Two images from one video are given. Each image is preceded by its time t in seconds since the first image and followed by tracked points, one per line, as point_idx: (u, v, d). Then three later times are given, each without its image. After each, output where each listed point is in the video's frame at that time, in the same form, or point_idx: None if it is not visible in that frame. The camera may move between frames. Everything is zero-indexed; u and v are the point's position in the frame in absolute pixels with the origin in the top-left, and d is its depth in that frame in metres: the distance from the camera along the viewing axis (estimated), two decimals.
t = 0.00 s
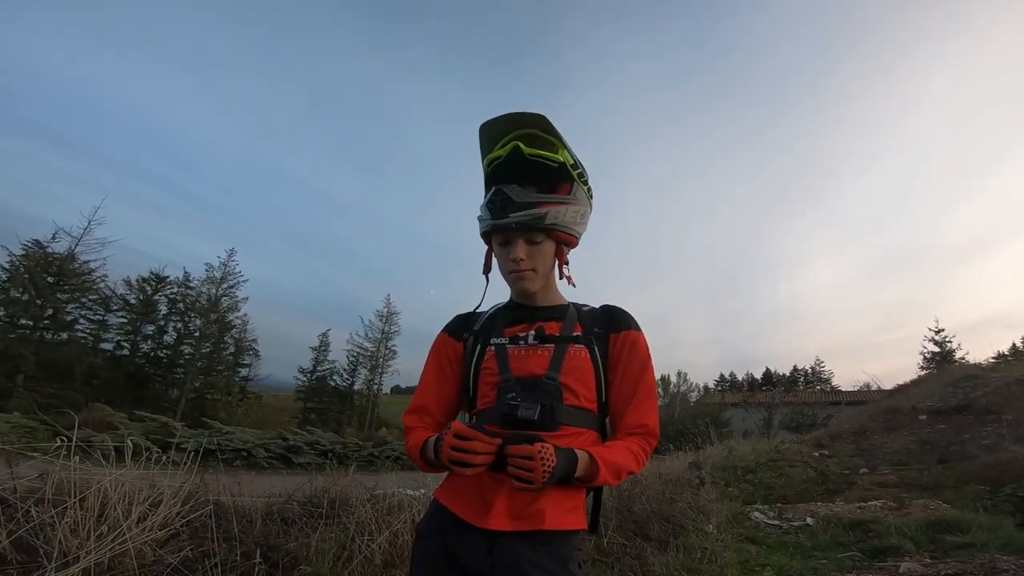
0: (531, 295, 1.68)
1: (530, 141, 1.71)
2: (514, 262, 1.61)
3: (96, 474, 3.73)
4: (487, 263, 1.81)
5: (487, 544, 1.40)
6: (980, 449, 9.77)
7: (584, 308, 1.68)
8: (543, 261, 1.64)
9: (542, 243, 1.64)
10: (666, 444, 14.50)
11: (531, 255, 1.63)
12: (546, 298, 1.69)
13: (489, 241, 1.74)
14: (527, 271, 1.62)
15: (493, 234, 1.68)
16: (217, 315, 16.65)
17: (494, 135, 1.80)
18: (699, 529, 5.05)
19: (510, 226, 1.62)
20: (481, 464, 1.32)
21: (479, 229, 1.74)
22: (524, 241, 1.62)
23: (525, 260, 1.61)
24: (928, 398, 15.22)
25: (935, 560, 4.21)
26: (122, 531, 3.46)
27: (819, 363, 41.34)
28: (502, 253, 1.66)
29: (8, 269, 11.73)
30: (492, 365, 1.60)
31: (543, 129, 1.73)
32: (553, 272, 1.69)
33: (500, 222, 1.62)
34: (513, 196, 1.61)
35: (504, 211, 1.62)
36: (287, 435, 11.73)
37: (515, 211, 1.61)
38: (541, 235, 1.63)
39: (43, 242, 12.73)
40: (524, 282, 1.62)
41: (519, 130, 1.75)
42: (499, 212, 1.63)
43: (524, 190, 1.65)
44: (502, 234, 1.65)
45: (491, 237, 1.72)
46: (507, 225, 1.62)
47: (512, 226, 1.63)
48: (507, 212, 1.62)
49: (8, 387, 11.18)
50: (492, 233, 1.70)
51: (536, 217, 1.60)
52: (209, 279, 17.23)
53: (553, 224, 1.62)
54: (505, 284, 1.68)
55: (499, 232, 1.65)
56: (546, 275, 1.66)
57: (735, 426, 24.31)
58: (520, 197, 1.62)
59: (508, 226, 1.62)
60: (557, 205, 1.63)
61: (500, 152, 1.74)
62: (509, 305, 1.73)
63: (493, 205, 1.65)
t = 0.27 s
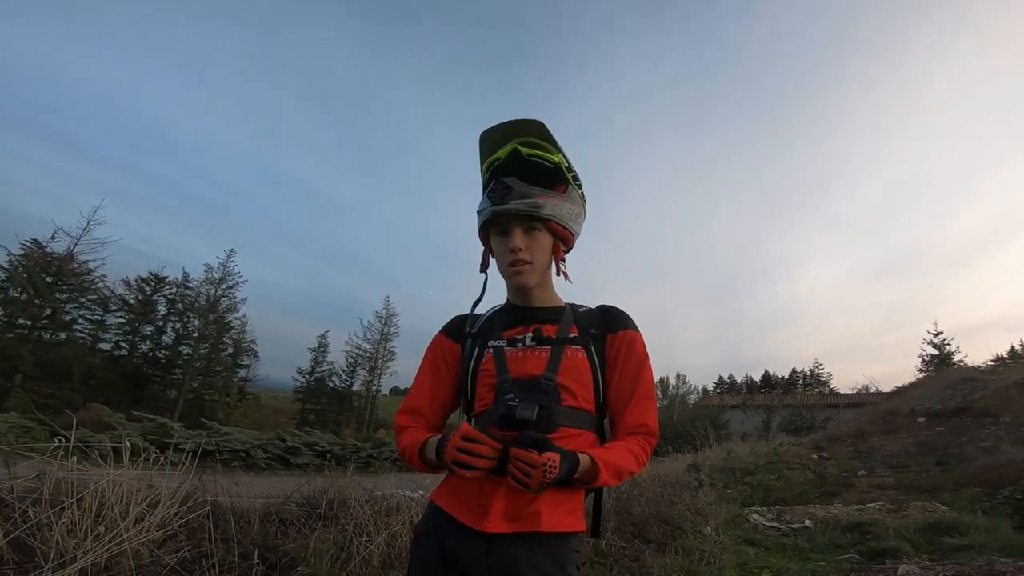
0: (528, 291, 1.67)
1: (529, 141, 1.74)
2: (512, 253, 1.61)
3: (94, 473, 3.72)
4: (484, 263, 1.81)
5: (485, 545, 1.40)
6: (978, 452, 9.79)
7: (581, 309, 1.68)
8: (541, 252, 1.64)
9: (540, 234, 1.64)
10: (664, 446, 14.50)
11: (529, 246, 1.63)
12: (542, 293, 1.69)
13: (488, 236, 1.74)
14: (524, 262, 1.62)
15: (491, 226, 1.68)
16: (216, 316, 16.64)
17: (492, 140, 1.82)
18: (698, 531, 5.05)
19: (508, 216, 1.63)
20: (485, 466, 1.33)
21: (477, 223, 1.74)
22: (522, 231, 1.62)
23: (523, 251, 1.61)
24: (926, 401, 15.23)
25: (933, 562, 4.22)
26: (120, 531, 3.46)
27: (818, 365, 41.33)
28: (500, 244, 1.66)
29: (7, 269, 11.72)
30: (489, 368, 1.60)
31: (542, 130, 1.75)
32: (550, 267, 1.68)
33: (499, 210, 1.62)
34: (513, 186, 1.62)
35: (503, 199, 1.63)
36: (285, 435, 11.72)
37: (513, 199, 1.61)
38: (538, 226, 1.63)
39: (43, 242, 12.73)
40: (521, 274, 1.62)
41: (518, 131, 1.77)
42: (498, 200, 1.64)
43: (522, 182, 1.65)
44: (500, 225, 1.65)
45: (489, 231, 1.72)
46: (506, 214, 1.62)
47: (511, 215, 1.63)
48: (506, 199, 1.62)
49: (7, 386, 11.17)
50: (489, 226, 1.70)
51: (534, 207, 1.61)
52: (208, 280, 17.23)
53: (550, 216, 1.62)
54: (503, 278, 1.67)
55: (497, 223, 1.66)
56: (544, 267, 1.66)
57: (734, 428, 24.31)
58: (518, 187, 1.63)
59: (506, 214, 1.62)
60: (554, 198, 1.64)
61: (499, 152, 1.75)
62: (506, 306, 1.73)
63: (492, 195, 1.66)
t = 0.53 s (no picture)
0: (528, 289, 1.67)
1: (530, 144, 1.76)
2: (513, 247, 1.62)
3: (92, 474, 3.72)
4: (484, 263, 1.81)
5: (482, 546, 1.40)
6: (976, 454, 9.80)
7: (580, 311, 1.69)
8: (542, 248, 1.64)
9: (542, 230, 1.64)
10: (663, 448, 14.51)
11: (531, 242, 1.63)
12: (542, 290, 1.69)
13: (488, 234, 1.75)
14: (526, 256, 1.62)
15: (493, 222, 1.69)
16: (215, 316, 16.61)
17: (493, 144, 1.84)
18: (696, 533, 5.05)
19: (510, 210, 1.63)
20: (466, 460, 1.32)
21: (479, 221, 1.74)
22: (524, 226, 1.63)
23: (525, 245, 1.62)
24: (924, 403, 15.25)
25: (931, 564, 4.22)
26: (118, 531, 3.45)
27: (816, 367, 41.36)
28: (501, 240, 1.66)
29: (5, 269, 11.70)
30: (488, 369, 1.60)
31: (543, 134, 1.77)
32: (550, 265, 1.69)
33: (501, 203, 1.63)
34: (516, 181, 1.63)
35: (506, 192, 1.64)
36: (284, 436, 11.71)
37: (516, 193, 1.63)
38: (540, 221, 1.64)
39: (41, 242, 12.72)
40: (523, 271, 1.62)
41: (520, 135, 1.80)
42: (502, 193, 1.65)
43: (525, 179, 1.67)
44: (502, 219, 1.66)
45: (490, 229, 1.72)
46: (508, 208, 1.63)
47: (513, 209, 1.64)
48: (509, 194, 1.63)
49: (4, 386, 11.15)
50: (491, 223, 1.70)
51: (536, 202, 1.62)
52: (207, 280, 17.21)
53: (552, 212, 1.63)
54: (503, 276, 1.67)
55: (499, 218, 1.66)
56: (545, 263, 1.66)
57: (732, 430, 24.32)
58: (521, 182, 1.64)
59: (509, 207, 1.63)
60: (556, 196, 1.66)
61: (501, 154, 1.77)
62: (506, 307, 1.73)
63: (495, 190, 1.67)
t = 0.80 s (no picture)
0: (528, 292, 1.67)
1: (534, 148, 1.76)
2: (514, 248, 1.61)
3: (89, 475, 3.70)
4: (484, 264, 1.80)
5: (481, 547, 1.39)
6: (974, 455, 9.81)
7: (579, 313, 1.69)
8: (543, 250, 1.64)
9: (543, 233, 1.64)
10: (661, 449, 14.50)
11: (532, 244, 1.63)
12: (540, 292, 1.69)
13: (490, 233, 1.75)
14: (526, 258, 1.62)
15: (496, 223, 1.69)
16: (213, 317, 16.59)
17: (499, 148, 1.85)
18: (694, 534, 5.05)
19: (512, 211, 1.63)
20: (417, 489, 1.43)
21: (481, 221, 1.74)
22: (525, 228, 1.63)
23: (526, 247, 1.61)
24: (922, 405, 15.27)
25: (929, 565, 4.23)
26: (115, 531, 3.44)
27: (814, 369, 41.40)
28: (502, 241, 1.66)
29: (3, 268, 11.68)
30: (486, 370, 1.60)
31: (548, 140, 1.78)
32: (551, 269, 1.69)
33: (503, 204, 1.63)
34: (518, 184, 1.63)
35: (509, 193, 1.64)
36: (282, 437, 11.69)
37: (518, 195, 1.62)
38: (542, 224, 1.64)
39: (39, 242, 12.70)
40: (523, 272, 1.61)
41: (526, 140, 1.80)
42: (505, 194, 1.64)
43: (527, 182, 1.67)
44: (503, 221, 1.66)
45: (492, 230, 1.72)
46: (510, 210, 1.63)
47: (515, 211, 1.63)
48: (511, 195, 1.63)
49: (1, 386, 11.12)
50: (493, 224, 1.70)
51: (539, 204, 1.62)
52: (205, 280, 17.19)
53: (554, 215, 1.63)
54: (504, 277, 1.67)
55: (501, 220, 1.66)
56: (545, 267, 1.66)
57: (730, 431, 24.34)
58: (524, 184, 1.64)
59: (511, 209, 1.62)
60: (558, 200, 1.66)
61: (505, 158, 1.78)
62: (505, 309, 1.73)
63: (498, 191, 1.67)
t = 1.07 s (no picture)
0: (528, 293, 1.67)
1: (536, 150, 1.76)
2: (515, 249, 1.61)
3: (89, 476, 3.71)
4: (485, 265, 1.80)
5: (482, 548, 1.39)
6: (976, 456, 9.79)
7: (580, 313, 1.69)
8: (545, 252, 1.64)
9: (545, 235, 1.65)
10: (662, 450, 14.49)
11: (534, 246, 1.63)
12: (541, 293, 1.69)
13: (491, 233, 1.74)
14: (527, 260, 1.61)
15: (497, 224, 1.68)
16: (214, 317, 16.60)
17: (501, 148, 1.84)
18: (695, 535, 5.05)
19: (515, 213, 1.63)
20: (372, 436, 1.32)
21: (482, 222, 1.74)
22: (527, 229, 1.63)
23: (527, 249, 1.61)
24: (924, 405, 15.25)
25: (930, 566, 4.22)
26: (115, 532, 3.44)
27: (815, 370, 41.37)
28: (504, 242, 1.66)
29: (4, 269, 11.70)
30: (486, 371, 1.59)
31: (551, 140, 1.78)
32: (552, 271, 1.69)
33: (505, 206, 1.63)
34: (521, 185, 1.62)
35: (511, 195, 1.64)
36: (282, 438, 11.69)
37: (521, 196, 1.62)
38: (543, 226, 1.64)
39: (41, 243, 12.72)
40: (525, 273, 1.61)
41: (529, 140, 1.80)
42: (507, 196, 1.64)
43: (530, 183, 1.66)
44: (505, 222, 1.66)
45: (493, 231, 1.72)
46: (513, 211, 1.62)
47: (517, 212, 1.63)
48: (514, 196, 1.63)
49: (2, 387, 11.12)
50: (495, 225, 1.70)
51: (540, 206, 1.62)
52: (206, 281, 17.19)
53: (556, 217, 1.64)
54: (504, 278, 1.66)
55: (503, 221, 1.66)
56: (546, 269, 1.66)
57: (731, 432, 24.32)
58: (527, 185, 1.64)
59: (514, 211, 1.62)
60: (561, 202, 1.66)
61: (507, 158, 1.77)
62: (505, 309, 1.72)
63: (500, 192, 1.66)
